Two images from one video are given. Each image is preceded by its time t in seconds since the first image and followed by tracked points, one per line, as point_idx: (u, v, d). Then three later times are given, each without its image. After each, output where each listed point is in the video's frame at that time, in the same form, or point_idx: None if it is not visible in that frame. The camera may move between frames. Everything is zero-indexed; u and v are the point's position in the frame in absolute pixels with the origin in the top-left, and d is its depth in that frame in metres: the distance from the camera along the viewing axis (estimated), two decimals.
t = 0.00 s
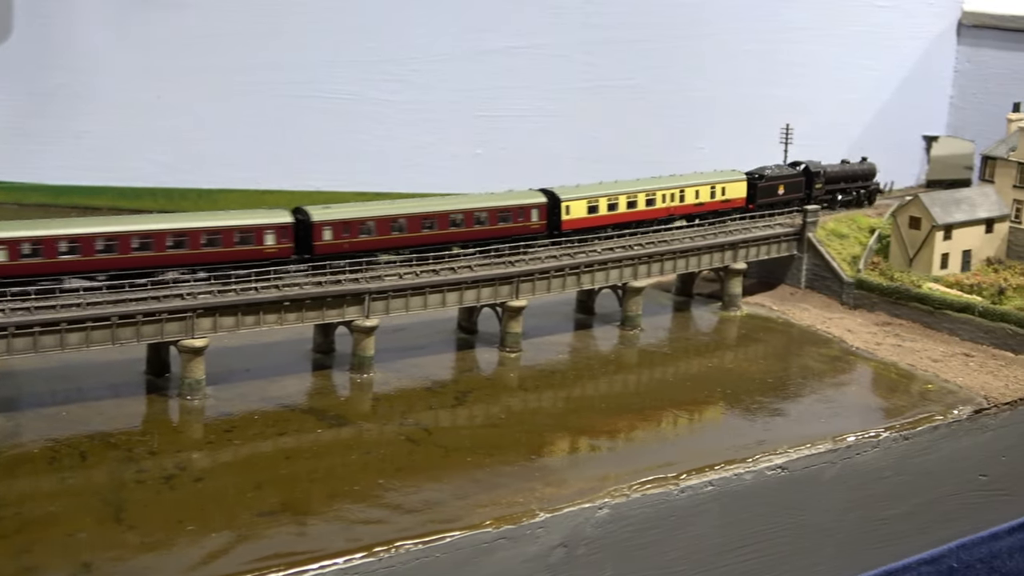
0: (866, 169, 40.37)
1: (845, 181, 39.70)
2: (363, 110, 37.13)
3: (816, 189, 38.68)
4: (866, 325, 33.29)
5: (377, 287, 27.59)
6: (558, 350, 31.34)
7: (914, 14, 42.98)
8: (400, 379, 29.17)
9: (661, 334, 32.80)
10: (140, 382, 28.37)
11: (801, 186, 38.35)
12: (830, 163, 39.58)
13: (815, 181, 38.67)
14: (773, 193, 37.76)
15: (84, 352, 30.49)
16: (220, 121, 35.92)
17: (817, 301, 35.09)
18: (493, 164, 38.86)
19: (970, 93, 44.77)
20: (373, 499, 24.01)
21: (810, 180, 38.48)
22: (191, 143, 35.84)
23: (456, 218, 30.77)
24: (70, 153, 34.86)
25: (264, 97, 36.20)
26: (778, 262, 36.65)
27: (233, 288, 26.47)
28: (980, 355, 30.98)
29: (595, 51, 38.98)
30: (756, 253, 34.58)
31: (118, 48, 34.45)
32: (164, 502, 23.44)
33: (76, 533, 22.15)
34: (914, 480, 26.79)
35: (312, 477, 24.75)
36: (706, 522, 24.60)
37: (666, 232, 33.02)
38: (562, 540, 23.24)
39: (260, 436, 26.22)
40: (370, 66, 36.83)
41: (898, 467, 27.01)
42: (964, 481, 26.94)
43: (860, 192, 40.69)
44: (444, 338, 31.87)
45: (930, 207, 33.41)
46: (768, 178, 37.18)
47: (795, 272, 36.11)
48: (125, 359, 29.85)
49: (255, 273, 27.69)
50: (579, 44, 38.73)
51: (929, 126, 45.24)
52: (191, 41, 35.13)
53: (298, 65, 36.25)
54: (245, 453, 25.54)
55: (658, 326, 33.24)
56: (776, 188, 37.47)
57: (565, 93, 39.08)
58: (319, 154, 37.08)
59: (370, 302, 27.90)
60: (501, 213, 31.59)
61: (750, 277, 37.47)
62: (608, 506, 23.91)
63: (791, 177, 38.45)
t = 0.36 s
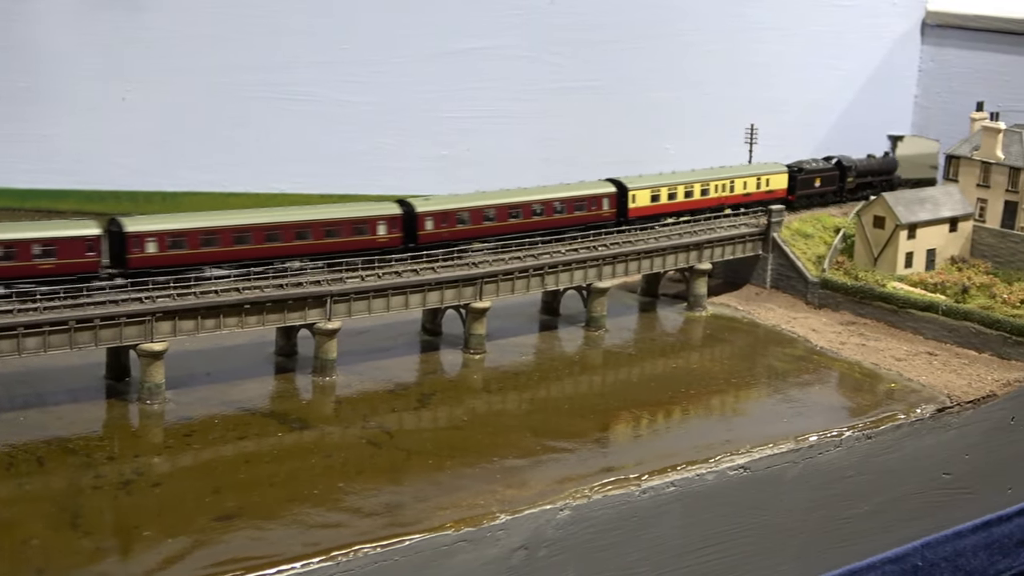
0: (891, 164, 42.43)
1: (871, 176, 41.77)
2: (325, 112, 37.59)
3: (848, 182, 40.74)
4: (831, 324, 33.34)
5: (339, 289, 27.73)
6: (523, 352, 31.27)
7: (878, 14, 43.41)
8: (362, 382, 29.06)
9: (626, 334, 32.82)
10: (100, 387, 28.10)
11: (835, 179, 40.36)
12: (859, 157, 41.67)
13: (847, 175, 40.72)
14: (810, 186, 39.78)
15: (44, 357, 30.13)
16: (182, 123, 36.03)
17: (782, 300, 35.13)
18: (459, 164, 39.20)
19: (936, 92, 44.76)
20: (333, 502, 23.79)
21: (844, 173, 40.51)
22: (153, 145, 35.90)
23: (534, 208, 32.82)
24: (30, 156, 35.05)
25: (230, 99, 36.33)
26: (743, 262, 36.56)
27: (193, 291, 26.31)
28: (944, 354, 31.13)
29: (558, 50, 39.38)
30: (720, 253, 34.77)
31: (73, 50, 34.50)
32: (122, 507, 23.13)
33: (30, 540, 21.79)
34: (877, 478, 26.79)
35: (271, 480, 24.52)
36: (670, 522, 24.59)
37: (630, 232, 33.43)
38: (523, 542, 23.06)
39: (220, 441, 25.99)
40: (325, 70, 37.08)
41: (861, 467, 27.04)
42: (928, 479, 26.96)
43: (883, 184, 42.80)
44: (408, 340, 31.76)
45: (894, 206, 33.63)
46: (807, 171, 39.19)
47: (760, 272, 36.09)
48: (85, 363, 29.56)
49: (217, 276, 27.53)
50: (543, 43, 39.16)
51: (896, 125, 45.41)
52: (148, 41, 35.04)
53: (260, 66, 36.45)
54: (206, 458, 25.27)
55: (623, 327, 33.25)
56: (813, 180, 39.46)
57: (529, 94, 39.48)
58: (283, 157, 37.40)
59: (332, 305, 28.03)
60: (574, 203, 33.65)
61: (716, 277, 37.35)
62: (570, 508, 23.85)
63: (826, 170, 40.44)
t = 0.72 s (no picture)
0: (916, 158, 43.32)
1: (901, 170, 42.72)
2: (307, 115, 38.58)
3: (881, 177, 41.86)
4: (810, 327, 33.36)
5: (315, 292, 27.64)
6: (501, 355, 31.20)
7: (856, 16, 43.82)
8: (339, 385, 28.95)
9: (605, 337, 32.75)
10: (75, 391, 27.89)
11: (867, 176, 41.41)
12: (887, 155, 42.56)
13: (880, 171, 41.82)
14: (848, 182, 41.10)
15: (19, 360, 29.83)
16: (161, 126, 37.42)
17: (761, 303, 35.14)
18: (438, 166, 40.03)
19: (914, 95, 44.50)
20: (308, 506, 23.55)
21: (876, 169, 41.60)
22: (132, 148, 37.34)
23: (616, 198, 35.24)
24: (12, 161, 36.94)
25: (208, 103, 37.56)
26: (722, 265, 36.54)
27: (167, 294, 26.13)
28: (922, 356, 31.15)
29: (540, 54, 40.25)
30: (699, 256, 34.79)
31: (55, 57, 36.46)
32: (94, 512, 22.85)
33: None
34: (854, 481, 26.73)
35: (246, 484, 24.29)
36: (647, 526, 24.45)
37: (609, 234, 33.48)
38: (499, 546, 22.92)
39: (195, 445, 25.76)
40: (307, 72, 38.28)
41: (838, 469, 26.89)
42: (907, 481, 27.17)
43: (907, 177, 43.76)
44: (385, 344, 31.62)
45: (873, 208, 33.65)
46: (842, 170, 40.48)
47: (739, 274, 36.08)
48: (59, 368, 29.34)
49: (191, 278, 27.38)
50: (525, 47, 39.99)
51: (876, 128, 45.46)
52: (128, 45, 36.58)
53: (242, 68, 37.54)
54: (181, 462, 25.01)
55: (603, 330, 33.21)
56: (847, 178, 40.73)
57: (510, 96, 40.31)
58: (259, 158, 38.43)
59: (308, 308, 27.95)
60: (648, 194, 36.04)
61: (694, 280, 37.31)
62: (546, 511, 23.53)
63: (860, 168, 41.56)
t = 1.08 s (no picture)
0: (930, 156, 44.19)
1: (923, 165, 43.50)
2: (294, 114, 40.39)
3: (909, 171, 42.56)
4: (798, 328, 33.33)
5: (301, 293, 27.61)
6: (489, 356, 31.17)
7: (847, 18, 44.03)
8: (325, 386, 28.89)
9: (593, 338, 32.74)
10: (60, 391, 27.84)
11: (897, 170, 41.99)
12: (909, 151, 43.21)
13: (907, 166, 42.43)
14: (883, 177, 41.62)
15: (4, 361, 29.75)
16: (148, 127, 39.41)
17: (749, 304, 35.10)
18: (427, 168, 41.45)
19: (903, 96, 44.11)
20: (292, 506, 23.47)
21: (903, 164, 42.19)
22: (119, 147, 39.47)
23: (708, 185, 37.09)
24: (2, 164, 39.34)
25: (195, 101, 39.59)
26: (711, 266, 36.52)
27: (152, 294, 26.05)
28: (909, 357, 31.14)
29: (529, 54, 41.24)
30: (688, 257, 34.79)
31: (47, 61, 38.61)
32: (76, 513, 22.73)
33: None
34: (840, 482, 26.70)
35: (230, 485, 24.21)
36: (630, 527, 24.35)
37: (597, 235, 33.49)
38: (483, 547, 22.78)
39: (180, 446, 25.66)
40: (298, 72, 39.98)
41: (824, 471, 26.83)
42: (894, 482, 27.15)
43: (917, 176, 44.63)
44: (371, 344, 31.57)
45: (861, 209, 33.64)
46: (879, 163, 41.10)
47: (728, 276, 36.04)
48: (45, 368, 29.28)
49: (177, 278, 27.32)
50: (516, 47, 41.05)
51: (866, 128, 45.36)
52: (120, 45, 38.55)
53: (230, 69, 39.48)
54: (165, 463, 24.91)
55: (591, 331, 33.21)
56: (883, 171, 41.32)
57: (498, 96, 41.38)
58: (248, 159, 40.33)
59: (294, 308, 27.91)
60: (720, 183, 37.27)
61: (683, 281, 37.25)
62: (531, 512, 23.48)
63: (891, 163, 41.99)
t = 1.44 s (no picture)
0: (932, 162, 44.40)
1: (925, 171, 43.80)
2: (291, 114, 40.42)
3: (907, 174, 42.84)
4: (796, 328, 33.38)
5: (300, 293, 27.61)
6: (487, 356, 31.18)
7: (843, 18, 44.12)
8: (324, 386, 28.90)
9: (591, 338, 32.76)
10: (59, 391, 27.81)
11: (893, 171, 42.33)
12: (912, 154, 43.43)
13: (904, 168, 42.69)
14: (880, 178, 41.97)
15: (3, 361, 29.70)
16: (146, 127, 39.47)
17: (748, 304, 35.14)
18: (425, 168, 41.58)
19: (902, 97, 43.91)
20: (291, 507, 23.45)
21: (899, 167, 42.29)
22: (116, 148, 39.54)
23: (777, 179, 38.70)
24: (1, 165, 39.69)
25: (193, 101, 39.61)
26: (709, 266, 36.55)
27: (151, 294, 26.04)
28: (907, 357, 31.20)
29: (527, 54, 41.27)
30: (686, 257, 34.81)
31: (44, 61, 38.78)
32: (76, 513, 22.71)
33: None
34: (839, 482, 26.70)
35: (230, 485, 24.20)
36: (629, 527, 24.34)
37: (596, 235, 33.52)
38: (483, 547, 22.81)
39: (179, 446, 25.64)
40: (295, 72, 40.01)
41: (823, 470, 26.83)
42: (892, 482, 27.18)
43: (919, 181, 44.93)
44: (370, 345, 31.56)
45: (860, 209, 33.69)
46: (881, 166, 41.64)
47: (726, 276, 36.08)
48: (43, 368, 29.24)
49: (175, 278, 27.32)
50: (512, 49, 41.09)
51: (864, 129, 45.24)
52: (116, 46, 38.61)
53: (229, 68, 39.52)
54: (165, 463, 24.90)
55: (590, 331, 33.23)
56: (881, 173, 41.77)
57: (496, 97, 41.43)
58: (245, 159, 40.40)
59: (293, 308, 27.93)
60: (792, 177, 38.89)
61: (682, 281, 37.26)
62: (530, 512, 23.49)
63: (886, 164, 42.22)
